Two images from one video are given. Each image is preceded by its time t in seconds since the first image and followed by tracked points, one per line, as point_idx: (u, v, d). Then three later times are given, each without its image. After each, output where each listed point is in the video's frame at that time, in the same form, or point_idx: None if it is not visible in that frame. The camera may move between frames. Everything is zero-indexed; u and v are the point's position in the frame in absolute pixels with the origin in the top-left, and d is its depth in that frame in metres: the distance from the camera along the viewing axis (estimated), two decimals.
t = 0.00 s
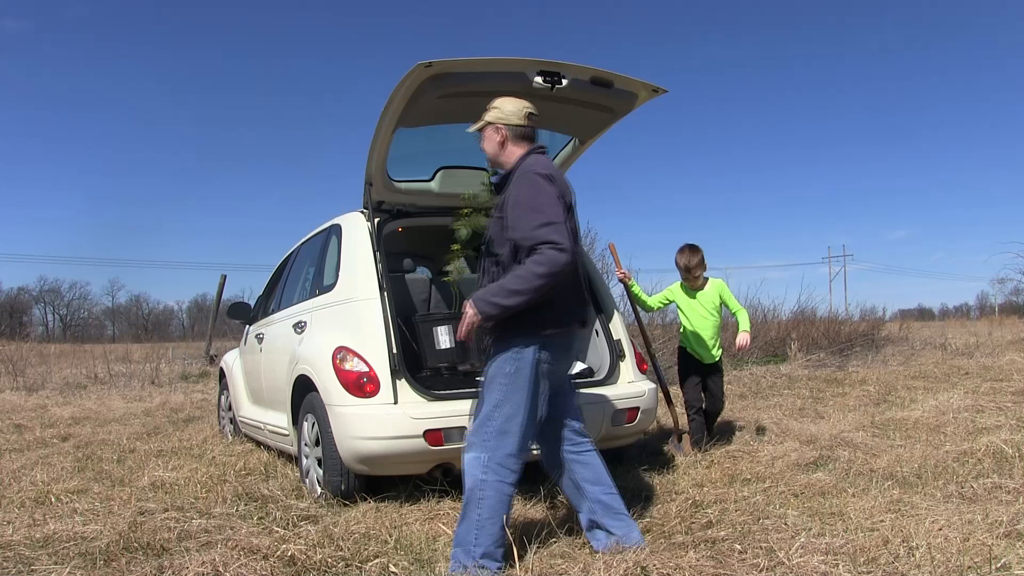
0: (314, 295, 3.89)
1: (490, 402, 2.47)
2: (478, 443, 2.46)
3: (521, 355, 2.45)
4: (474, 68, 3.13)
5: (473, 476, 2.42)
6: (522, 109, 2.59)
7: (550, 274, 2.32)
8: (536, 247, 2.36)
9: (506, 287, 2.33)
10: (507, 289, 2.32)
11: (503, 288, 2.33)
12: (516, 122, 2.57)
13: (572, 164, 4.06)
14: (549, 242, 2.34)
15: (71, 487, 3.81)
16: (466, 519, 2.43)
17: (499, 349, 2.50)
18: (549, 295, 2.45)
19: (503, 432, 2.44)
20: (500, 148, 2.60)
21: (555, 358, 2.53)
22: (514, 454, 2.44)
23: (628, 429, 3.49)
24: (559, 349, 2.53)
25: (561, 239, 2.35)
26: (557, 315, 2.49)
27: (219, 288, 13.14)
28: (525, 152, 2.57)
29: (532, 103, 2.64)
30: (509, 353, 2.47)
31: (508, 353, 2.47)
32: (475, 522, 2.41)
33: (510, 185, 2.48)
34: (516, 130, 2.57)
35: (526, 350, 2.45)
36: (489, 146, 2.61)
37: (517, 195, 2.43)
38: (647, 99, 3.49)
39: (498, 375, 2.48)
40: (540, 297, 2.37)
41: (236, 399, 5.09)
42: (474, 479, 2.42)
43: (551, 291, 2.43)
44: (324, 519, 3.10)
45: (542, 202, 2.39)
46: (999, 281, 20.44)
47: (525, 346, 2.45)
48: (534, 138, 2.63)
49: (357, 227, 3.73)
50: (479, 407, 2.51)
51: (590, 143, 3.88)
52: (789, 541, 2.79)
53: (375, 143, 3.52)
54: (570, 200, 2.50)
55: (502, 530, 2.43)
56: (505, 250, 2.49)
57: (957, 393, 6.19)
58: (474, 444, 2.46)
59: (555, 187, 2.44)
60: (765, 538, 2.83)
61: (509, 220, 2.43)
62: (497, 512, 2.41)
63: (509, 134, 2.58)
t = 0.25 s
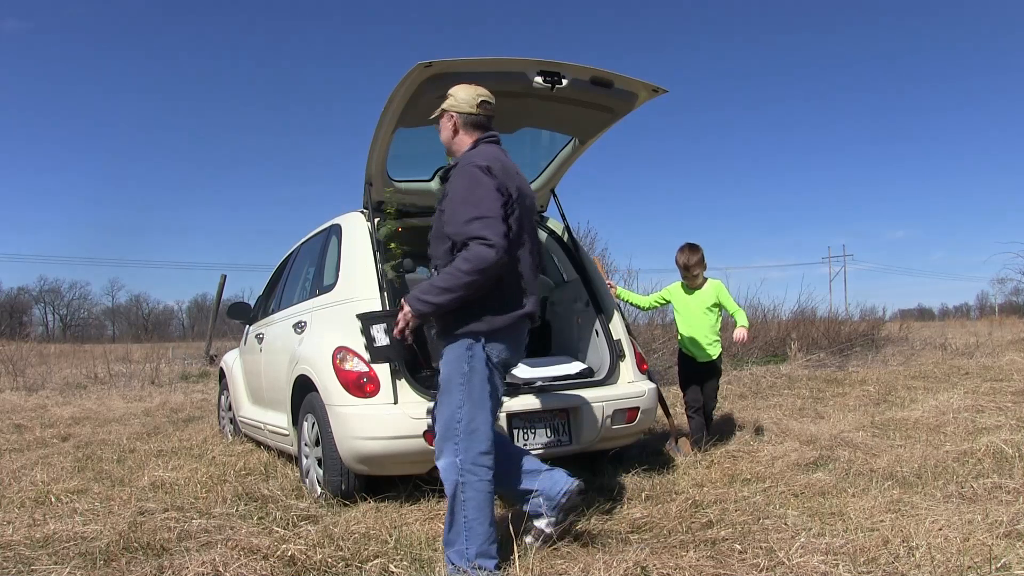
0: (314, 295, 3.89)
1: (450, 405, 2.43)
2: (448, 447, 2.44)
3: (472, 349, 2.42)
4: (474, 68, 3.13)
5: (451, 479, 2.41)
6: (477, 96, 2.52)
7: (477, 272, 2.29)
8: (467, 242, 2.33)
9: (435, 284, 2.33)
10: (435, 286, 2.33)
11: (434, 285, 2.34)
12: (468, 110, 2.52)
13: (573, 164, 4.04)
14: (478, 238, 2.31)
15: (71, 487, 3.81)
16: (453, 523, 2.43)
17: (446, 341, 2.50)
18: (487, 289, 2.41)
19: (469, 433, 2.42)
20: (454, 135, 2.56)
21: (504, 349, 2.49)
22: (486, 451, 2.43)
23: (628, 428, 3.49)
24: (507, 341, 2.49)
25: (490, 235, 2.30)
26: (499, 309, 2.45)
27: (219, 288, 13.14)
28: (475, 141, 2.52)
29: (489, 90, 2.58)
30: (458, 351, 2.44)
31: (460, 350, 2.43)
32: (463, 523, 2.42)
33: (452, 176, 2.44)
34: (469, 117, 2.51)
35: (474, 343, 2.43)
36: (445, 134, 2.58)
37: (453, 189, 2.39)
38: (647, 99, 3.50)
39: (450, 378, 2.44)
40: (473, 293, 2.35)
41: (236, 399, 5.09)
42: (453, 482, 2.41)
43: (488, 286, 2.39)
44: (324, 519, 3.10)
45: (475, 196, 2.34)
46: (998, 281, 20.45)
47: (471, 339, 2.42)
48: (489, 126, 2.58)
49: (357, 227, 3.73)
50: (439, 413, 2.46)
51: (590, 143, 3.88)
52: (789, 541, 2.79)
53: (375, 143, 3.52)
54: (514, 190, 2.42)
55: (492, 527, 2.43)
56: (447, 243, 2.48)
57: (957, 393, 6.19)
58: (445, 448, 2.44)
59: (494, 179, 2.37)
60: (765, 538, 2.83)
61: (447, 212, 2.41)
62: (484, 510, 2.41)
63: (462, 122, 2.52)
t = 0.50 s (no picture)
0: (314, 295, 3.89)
1: (431, 406, 2.44)
2: (435, 449, 2.44)
3: (446, 349, 2.43)
4: (474, 68, 3.13)
5: (443, 481, 2.41)
6: (447, 95, 2.56)
7: (432, 269, 2.29)
8: (424, 240, 2.34)
9: (394, 282, 2.34)
10: (394, 283, 2.34)
11: (392, 283, 2.35)
12: (438, 109, 2.55)
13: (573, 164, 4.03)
14: (434, 235, 2.31)
15: (71, 487, 3.81)
16: (448, 525, 2.42)
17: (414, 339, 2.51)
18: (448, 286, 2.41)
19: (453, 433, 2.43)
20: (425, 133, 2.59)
21: (475, 347, 2.48)
22: (474, 447, 2.44)
23: (628, 428, 3.49)
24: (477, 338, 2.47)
25: (444, 232, 2.30)
26: (463, 307, 2.44)
27: (219, 288, 13.14)
28: (443, 139, 2.55)
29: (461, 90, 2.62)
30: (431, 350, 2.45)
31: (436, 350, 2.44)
32: (459, 523, 2.41)
33: (415, 174, 2.45)
34: (439, 115, 2.54)
35: (445, 341, 2.44)
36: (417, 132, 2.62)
37: (416, 187, 2.40)
38: (647, 99, 3.50)
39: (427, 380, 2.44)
40: (431, 291, 2.35)
41: (236, 399, 5.09)
42: (445, 483, 2.40)
43: (449, 283, 2.39)
44: (324, 519, 3.10)
45: (434, 194, 2.34)
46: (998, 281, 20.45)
47: (442, 338, 2.43)
48: (459, 125, 2.60)
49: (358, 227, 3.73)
50: (420, 415, 2.47)
51: (590, 143, 3.88)
52: (789, 541, 2.79)
53: (375, 143, 3.52)
54: (475, 187, 2.41)
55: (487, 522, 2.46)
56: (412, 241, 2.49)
57: (957, 393, 6.19)
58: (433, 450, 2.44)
59: (456, 177, 2.37)
60: (765, 538, 2.83)
61: (408, 210, 2.43)
62: (478, 507, 2.43)
63: (432, 120, 2.55)
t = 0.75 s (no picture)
0: (314, 295, 3.90)
1: (390, 408, 2.46)
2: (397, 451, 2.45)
3: (406, 349, 2.44)
4: (474, 68, 3.13)
5: (407, 480, 2.41)
6: (424, 101, 2.59)
7: (397, 270, 2.30)
8: (391, 240, 2.36)
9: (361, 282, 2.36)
10: (360, 284, 2.35)
11: (359, 284, 2.36)
12: (414, 115, 2.57)
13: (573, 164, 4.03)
14: (400, 236, 2.34)
15: (71, 487, 3.81)
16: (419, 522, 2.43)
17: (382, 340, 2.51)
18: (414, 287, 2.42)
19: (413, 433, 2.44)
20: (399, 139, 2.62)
21: (438, 349, 2.47)
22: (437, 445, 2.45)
23: (628, 428, 3.49)
24: (440, 339, 2.46)
25: (410, 232, 2.32)
26: (429, 308, 2.44)
27: (219, 288, 13.14)
28: (418, 143, 2.57)
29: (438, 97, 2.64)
30: (393, 351, 2.47)
31: (394, 354, 2.46)
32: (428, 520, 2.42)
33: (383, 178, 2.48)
34: (415, 121, 2.57)
35: (405, 342, 2.44)
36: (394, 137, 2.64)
37: (385, 190, 2.43)
38: (646, 99, 3.50)
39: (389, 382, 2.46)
40: (398, 292, 2.36)
41: (236, 399, 5.09)
42: (410, 481, 2.41)
43: (415, 285, 2.40)
44: (324, 519, 3.10)
45: (401, 196, 2.37)
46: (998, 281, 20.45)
47: (402, 338, 2.44)
48: (436, 130, 2.62)
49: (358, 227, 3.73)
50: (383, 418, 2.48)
51: (590, 143, 3.88)
52: (789, 541, 2.80)
53: (375, 143, 3.52)
54: (444, 189, 2.43)
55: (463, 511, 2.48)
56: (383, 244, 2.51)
57: (957, 393, 6.19)
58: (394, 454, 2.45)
59: (422, 179, 2.40)
60: (764, 538, 2.84)
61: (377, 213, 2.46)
62: (451, 498, 2.44)
63: (408, 126, 2.58)
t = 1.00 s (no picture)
0: (314, 295, 3.90)
1: (341, 400, 2.46)
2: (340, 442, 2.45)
3: (372, 345, 2.43)
4: (474, 68, 3.14)
5: (343, 473, 2.41)
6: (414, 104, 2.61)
7: (374, 269, 2.32)
8: (370, 241, 2.38)
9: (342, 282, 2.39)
10: (341, 284, 2.38)
11: (341, 285, 2.39)
12: (403, 116, 2.59)
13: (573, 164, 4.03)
14: (378, 237, 2.35)
15: (71, 487, 3.81)
16: (355, 515, 2.42)
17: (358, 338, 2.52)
18: (393, 288, 2.43)
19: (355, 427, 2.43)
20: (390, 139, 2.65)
21: (410, 348, 2.45)
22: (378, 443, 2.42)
23: (628, 428, 3.49)
24: (414, 339, 2.45)
25: (387, 233, 2.33)
26: (407, 308, 2.43)
27: (219, 288, 13.14)
28: (404, 144, 2.58)
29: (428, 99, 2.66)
30: (359, 345, 2.47)
31: (357, 349, 2.46)
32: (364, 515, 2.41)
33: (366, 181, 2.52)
34: (403, 122, 2.59)
35: (375, 340, 2.43)
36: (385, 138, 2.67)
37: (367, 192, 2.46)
38: (646, 99, 3.50)
39: (347, 373, 2.47)
40: (376, 293, 2.37)
41: (236, 399, 5.09)
42: (347, 475, 2.41)
43: (394, 285, 2.41)
44: (324, 519, 3.10)
45: (381, 197, 2.39)
46: (998, 281, 20.46)
47: (374, 337, 2.43)
48: (425, 133, 2.63)
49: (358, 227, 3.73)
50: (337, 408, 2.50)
51: (590, 143, 3.88)
52: (789, 541, 2.80)
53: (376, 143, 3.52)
54: (424, 190, 2.45)
55: (397, 510, 2.43)
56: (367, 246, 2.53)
57: (957, 393, 6.19)
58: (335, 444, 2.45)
59: (402, 180, 2.42)
60: (764, 538, 2.84)
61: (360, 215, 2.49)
62: (382, 495, 2.41)
63: (396, 127, 2.60)
